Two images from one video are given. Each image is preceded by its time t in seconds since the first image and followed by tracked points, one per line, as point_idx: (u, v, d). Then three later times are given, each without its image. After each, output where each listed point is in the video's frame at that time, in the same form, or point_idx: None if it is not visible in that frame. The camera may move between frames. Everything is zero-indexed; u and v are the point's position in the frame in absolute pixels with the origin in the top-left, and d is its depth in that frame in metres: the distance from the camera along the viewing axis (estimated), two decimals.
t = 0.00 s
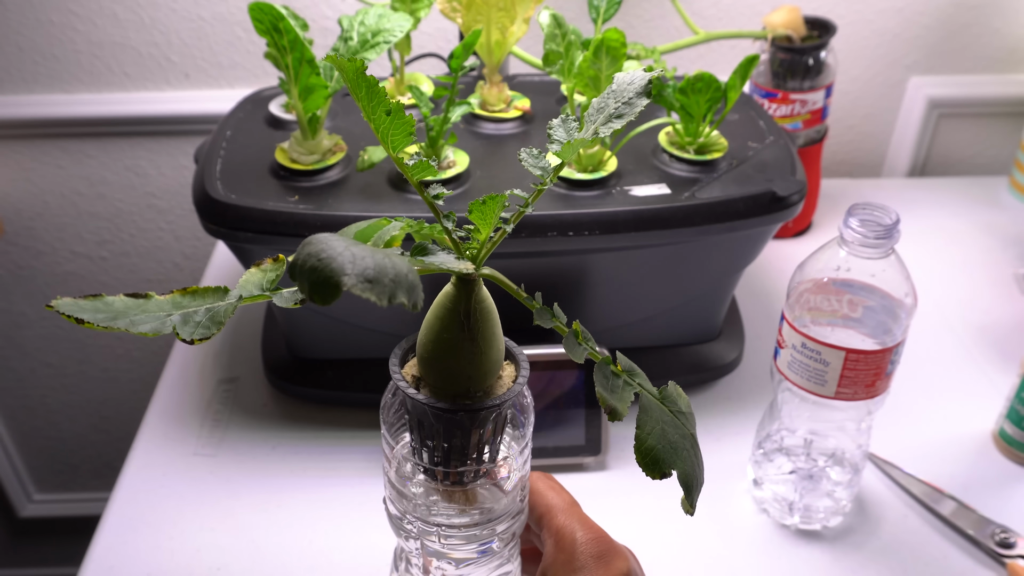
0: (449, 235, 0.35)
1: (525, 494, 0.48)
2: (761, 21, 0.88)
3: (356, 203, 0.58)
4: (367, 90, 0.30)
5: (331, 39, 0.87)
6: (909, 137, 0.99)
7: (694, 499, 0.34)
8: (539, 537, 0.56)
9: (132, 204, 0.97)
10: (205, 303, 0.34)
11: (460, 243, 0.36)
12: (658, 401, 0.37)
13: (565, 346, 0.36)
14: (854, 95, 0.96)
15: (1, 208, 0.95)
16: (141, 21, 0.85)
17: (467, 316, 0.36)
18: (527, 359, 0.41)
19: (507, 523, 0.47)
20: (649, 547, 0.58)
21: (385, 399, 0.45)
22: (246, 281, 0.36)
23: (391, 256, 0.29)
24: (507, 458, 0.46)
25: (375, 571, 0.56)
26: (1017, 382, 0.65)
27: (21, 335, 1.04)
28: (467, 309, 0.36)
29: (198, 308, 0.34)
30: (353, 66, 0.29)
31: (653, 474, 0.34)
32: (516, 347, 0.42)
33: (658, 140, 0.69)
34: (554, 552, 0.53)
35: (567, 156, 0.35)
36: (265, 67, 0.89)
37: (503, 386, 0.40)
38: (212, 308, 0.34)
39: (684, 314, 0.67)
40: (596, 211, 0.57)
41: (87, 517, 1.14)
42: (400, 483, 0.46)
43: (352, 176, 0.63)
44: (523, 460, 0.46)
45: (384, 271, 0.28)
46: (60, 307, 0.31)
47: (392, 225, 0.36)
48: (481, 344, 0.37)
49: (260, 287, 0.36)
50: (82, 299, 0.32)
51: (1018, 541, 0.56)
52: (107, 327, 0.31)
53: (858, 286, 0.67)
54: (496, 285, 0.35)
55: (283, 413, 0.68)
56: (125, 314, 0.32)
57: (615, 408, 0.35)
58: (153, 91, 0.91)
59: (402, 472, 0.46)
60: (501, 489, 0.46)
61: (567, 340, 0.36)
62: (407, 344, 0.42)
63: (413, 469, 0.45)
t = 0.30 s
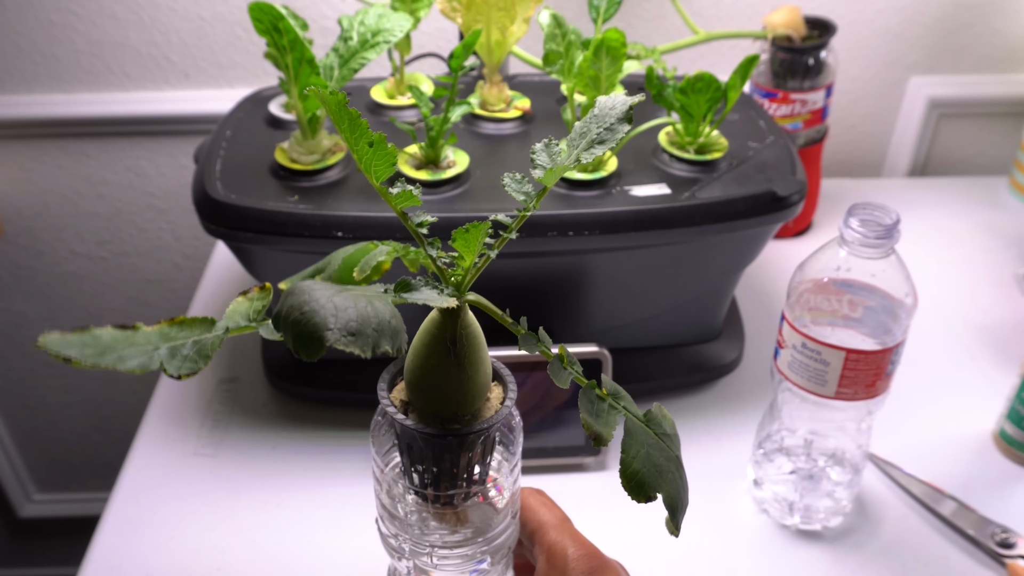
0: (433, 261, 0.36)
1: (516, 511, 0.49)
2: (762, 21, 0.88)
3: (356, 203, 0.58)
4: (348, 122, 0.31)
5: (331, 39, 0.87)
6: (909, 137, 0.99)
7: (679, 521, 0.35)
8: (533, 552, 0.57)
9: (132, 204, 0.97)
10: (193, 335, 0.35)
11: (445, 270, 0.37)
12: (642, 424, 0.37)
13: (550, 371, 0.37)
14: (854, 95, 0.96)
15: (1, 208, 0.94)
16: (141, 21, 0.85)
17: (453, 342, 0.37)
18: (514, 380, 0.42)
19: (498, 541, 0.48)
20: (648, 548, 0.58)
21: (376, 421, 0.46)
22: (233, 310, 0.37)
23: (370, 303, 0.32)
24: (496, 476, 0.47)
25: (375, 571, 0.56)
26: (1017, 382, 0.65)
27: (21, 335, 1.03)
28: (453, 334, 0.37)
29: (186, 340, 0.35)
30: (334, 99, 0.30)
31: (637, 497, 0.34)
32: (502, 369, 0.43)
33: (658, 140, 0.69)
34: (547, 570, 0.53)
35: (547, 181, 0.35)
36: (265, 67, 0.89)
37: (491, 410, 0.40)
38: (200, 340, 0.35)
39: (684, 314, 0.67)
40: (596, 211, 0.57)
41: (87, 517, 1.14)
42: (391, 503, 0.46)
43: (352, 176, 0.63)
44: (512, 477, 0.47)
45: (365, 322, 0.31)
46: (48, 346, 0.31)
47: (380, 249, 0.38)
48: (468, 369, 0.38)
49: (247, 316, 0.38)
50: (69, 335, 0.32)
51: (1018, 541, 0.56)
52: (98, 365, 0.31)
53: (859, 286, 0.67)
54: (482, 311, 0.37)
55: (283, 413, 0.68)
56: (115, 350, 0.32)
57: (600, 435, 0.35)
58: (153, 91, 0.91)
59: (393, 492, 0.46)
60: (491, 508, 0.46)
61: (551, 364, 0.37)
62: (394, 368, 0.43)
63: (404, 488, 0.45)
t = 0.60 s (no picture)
0: (426, 273, 0.36)
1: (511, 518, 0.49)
2: (762, 21, 0.88)
3: (357, 203, 0.58)
4: (338, 135, 0.31)
5: (331, 39, 0.87)
6: (909, 137, 0.99)
7: (677, 535, 0.34)
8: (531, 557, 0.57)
9: (132, 203, 0.97)
10: (183, 345, 0.34)
11: (439, 282, 0.37)
12: (638, 437, 0.37)
13: (545, 387, 0.37)
14: (854, 95, 0.96)
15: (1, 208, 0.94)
16: (141, 21, 0.85)
17: (446, 356, 0.37)
18: (509, 391, 0.42)
19: (493, 547, 0.48)
20: (648, 548, 0.58)
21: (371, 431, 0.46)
22: (222, 321, 0.37)
23: (355, 323, 0.31)
24: (492, 486, 0.46)
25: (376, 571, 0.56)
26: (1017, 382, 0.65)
27: (21, 335, 1.03)
28: (446, 349, 0.37)
29: (175, 352, 0.34)
30: (322, 111, 0.30)
31: (633, 512, 0.34)
32: (498, 378, 0.43)
33: (658, 140, 0.69)
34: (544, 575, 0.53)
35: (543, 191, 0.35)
36: (265, 67, 0.89)
37: (485, 422, 0.40)
38: (189, 352, 0.34)
39: (684, 314, 0.67)
40: (596, 211, 0.57)
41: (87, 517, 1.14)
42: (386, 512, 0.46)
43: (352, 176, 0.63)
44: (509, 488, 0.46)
45: (348, 345, 0.30)
46: (34, 355, 0.31)
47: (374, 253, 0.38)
48: (462, 382, 0.38)
49: (237, 328, 0.37)
50: (57, 342, 0.32)
51: (1018, 541, 0.56)
52: (82, 375, 0.31)
53: (859, 286, 0.67)
54: (475, 322, 0.37)
55: (283, 413, 0.68)
56: (102, 360, 0.32)
57: (595, 451, 0.35)
58: (153, 91, 0.91)
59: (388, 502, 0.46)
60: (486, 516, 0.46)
61: (545, 380, 0.37)
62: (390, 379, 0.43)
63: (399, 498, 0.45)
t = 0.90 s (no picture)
0: (420, 280, 0.36)
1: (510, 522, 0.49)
2: (762, 21, 0.88)
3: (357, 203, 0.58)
4: (327, 144, 0.31)
5: (331, 39, 0.87)
6: (909, 137, 0.99)
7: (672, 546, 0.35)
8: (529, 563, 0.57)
9: (132, 204, 0.97)
10: (180, 354, 0.35)
11: (433, 289, 0.37)
12: (634, 448, 0.37)
13: (539, 398, 0.37)
14: (854, 95, 0.96)
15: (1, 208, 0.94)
16: (141, 21, 0.85)
17: (441, 363, 0.37)
18: (507, 396, 0.42)
19: (492, 551, 0.48)
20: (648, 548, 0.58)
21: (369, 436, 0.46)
22: (219, 328, 0.37)
23: (336, 341, 0.32)
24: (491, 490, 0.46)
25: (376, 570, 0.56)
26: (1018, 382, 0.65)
27: (21, 335, 1.03)
28: (441, 356, 0.37)
29: (171, 361, 0.34)
30: (310, 119, 0.30)
31: (627, 525, 0.35)
32: (494, 382, 0.43)
33: (658, 140, 0.69)
34: None
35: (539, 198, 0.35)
36: (265, 67, 0.89)
37: (481, 428, 0.40)
38: (185, 361, 0.34)
39: (684, 314, 0.66)
40: (596, 211, 0.57)
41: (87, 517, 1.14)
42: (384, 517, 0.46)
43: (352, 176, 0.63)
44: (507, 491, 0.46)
45: (327, 364, 0.31)
46: (32, 369, 0.30)
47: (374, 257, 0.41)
48: (457, 389, 0.38)
49: (233, 335, 0.37)
50: (56, 353, 0.31)
51: (1018, 541, 0.56)
52: (79, 388, 0.30)
53: (859, 286, 0.67)
54: (470, 330, 0.37)
55: (283, 413, 0.68)
56: (99, 371, 0.31)
57: (588, 463, 0.35)
58: (153, 91, 0.91)
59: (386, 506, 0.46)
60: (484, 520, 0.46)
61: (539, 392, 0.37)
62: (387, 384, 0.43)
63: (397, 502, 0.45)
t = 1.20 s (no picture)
0: (423, 266, 0.37)
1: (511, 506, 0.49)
2: (762, 21, 0.88)
3: (356, 203, 0.58)
4: (335, 129, 0.31)
5: (331, 39, 0.87)
6: (909, 136, 0.99)
7: (664, 535, 0.35)
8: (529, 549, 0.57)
9: (132, 204, 0.97)
10: (191, 328, 0.35)
11: (437, 275, 0.37)
12: (629, 438, 0.37)
13: (536, 383, 0.37)
14: (854, 95, 0.96)
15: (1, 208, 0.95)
16: (141, 21, 0.85)
17: (443, 347, 0.37)
18: (509, 381, 0.42)
19: (494, 533, 0.48)
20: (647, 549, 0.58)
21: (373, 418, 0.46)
22: (231, 305, 0.37)
23: (324, 323, 0.31)
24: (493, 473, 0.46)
25: (376, 571, 0.56)
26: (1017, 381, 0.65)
27: (21, 335, 1.03)
28: (443, 340, 0.37)
29: (182, 334, 0.34)
30: (321, 106, 0.31)
31: (618, 511, 0.35)
32: (498, 368, 0.43)
33: (658, 140, 0.69)
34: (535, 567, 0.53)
35: (542, 189, 0.35)
36: (265, 67, 0.89)
37: (483, 413, 0.40)
38: (194, 334, 0.35)
39: (684, 314, 0.66)
40: (596, 211, 0.57)
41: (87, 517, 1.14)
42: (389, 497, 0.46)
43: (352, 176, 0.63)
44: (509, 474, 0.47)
45: (312, 345, 0.30)
46: (48, 332, 0.31)
47: (385, 244, 0.42)
48: (459, 373, 0.38)
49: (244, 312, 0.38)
50: (73, 320, 0.32)
51: (1018, 541, 0.56)
52: (91, 353, 0.31)
53: (858, 286, 0.67)
54: (473, 317, 0.37)
55: (283, 413, 0.68)
56: (112, 340, 0.32)
57: (581, 449, 0.36)
58: (153, 91, 0.91)
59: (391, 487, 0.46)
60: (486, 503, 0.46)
61: (538, 378, 0.37)
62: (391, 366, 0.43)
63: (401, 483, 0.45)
